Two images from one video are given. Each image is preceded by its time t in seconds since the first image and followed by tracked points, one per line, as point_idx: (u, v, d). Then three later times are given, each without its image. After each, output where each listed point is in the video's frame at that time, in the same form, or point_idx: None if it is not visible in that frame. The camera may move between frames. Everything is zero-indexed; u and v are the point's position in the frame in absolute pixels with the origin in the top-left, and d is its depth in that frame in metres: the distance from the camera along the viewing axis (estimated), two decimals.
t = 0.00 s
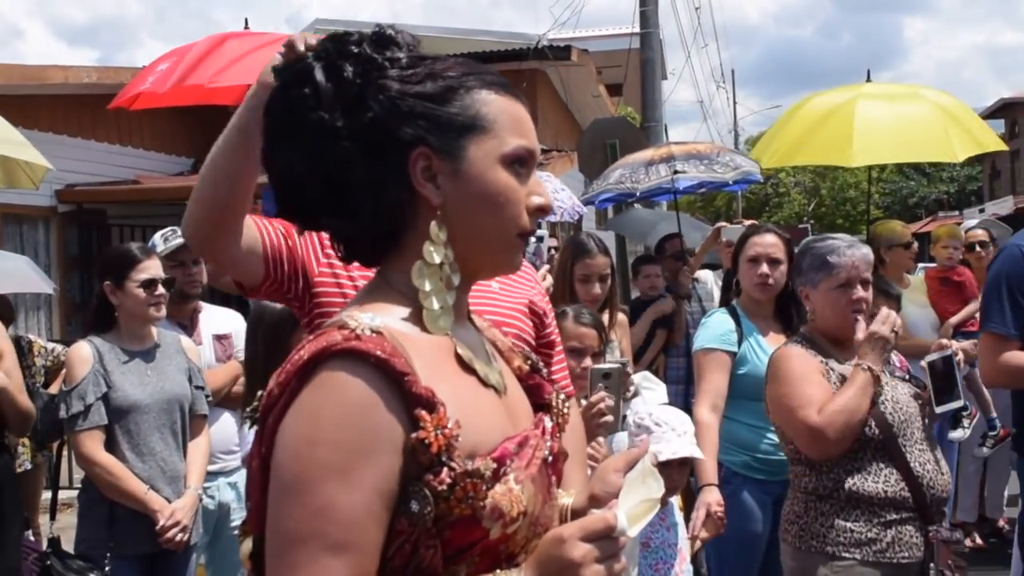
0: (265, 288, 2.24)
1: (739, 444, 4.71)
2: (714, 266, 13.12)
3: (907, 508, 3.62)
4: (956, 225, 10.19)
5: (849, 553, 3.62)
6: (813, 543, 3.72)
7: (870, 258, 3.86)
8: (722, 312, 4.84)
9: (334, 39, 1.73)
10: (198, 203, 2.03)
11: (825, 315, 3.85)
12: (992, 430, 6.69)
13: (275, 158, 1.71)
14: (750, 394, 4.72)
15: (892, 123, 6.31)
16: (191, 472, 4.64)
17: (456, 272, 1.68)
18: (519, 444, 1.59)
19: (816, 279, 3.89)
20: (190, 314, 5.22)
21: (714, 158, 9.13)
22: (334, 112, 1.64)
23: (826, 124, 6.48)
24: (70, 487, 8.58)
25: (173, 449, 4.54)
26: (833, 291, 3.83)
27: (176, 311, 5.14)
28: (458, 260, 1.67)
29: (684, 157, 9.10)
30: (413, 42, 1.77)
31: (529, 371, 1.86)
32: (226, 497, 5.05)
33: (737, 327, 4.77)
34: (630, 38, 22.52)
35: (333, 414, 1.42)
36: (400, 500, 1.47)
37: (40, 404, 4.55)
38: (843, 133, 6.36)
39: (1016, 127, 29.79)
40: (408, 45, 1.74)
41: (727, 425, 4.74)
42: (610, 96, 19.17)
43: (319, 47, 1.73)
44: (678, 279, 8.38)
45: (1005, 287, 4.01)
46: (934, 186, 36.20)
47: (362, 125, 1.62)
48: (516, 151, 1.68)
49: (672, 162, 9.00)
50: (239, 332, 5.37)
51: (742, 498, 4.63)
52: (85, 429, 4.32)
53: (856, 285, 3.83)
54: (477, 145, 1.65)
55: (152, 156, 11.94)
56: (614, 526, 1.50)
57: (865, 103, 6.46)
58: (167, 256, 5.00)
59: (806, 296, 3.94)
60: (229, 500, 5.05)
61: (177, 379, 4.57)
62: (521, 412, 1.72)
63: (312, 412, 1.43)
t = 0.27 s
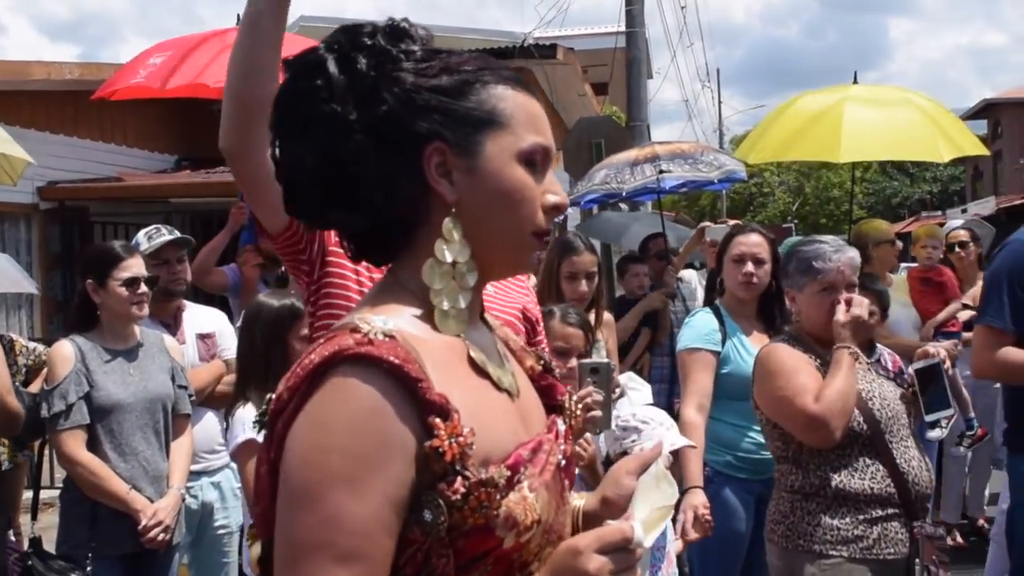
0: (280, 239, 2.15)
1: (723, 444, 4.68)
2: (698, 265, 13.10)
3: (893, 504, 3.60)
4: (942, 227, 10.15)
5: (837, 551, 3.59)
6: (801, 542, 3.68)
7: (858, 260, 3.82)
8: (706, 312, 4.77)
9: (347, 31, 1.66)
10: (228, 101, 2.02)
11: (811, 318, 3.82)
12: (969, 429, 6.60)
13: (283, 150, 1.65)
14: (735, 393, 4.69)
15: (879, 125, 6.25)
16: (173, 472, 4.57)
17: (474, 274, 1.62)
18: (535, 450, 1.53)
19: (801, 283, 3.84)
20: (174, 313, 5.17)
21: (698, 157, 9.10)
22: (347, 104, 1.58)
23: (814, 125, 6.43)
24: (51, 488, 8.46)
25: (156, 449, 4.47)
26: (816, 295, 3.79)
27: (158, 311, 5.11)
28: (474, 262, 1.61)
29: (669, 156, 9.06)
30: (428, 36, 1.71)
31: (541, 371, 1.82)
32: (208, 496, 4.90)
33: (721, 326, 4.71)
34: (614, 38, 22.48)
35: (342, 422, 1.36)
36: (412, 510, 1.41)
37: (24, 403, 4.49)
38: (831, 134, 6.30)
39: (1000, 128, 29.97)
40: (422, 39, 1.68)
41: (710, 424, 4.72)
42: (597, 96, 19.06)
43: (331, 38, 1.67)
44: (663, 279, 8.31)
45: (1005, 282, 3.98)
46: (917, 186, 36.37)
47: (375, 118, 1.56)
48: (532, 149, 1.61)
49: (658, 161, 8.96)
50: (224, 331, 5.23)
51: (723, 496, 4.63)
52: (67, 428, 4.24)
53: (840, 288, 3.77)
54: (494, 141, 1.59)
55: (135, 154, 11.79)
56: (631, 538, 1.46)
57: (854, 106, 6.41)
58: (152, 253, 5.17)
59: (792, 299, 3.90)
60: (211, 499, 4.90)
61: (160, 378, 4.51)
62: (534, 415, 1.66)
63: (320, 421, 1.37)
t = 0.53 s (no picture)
0: (272, 221, 2.01)
1: (701, 439, 4.61)
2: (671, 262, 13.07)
3: (868, 498, 3.54)
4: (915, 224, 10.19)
5: (815, 547, 3.52)
6: (778, 539, 3.59)
7: (830, 257, 3.80)
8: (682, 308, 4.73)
9: (360, 18, 1.53)
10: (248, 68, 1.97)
11: (783, 311, 3.78)
12: (941, 424, 6.44)
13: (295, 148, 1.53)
14: (711, 390, 4.62)
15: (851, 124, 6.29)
16: (147, 469, 4.41)
17: (508, 267, 1.52)
18: (568, 449, 1.45)
19: (774, 273, 3.83)
20: (147, 310, 4.98)
21: (676, 154, 9.08)
22: (366, 97, 1.46)
23: (788, 127, 6.45)
24: (20, 486, 8.26)
25: (129, 445, 4.35)
26: (790, 287, 3.77)
27: (131, 305, 4.92)
28: (509, 260, 1.52)
29: (647, 153, 8.99)
30: (443, 21, 1.58)
31: (569, 366, 1.75)
32: (183, 493, 4.71)
33: (697, 323, 4.68)
34: (590, 35, 22.40)
35: (372, 425, 1.27)
36: (446, 514, 1.33)
37: None
38: (806, 135, 6.32)
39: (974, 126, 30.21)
40: (439, 24, 1.55)
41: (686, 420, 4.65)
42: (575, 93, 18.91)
43: (342, 26, 1.54)
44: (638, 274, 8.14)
45: (990, 273, 3.75)
46: (890, 184, 36.60)
47: (396, 111, 1.45)
48: (558, 136, 1.51)
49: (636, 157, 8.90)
50: (200, 326, 5.06)
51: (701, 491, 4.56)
52: (40, 425, 4.14)
53: (815, 281, 3.77)
54: (518, 132, 1.49)
55: (108, 149, 11.54)
56: (676, 541, 1.39)
57: (826, 106, 6.44)
58: (124, 249, 4.90)
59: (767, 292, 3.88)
60: (186, 497, 4.71)
61: (133, 373, 4.39)
62: (565, 411, 1.59)
63: (348, 426, 1.28)
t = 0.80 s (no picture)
0: (242, 211, 2.14)
1: (665, 430, 4.47)
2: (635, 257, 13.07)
3: (833, 492, 3.46)
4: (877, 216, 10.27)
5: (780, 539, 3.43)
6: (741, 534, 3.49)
7: (806, 245, 3.69)
8: (644, 301, 4.68)
9: None
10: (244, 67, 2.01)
11: (764, 302, 3.63)
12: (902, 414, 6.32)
13: (308, 133, 1.48)
14: (672, 380, 4.52)
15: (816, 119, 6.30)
16: (107, 464, 4.29)
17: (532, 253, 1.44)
18: (597, 436, 1.39)
19: (755, 263, 3.69)
20: (107, 304, 4.80)
21: (644, 148, 9.15)
22: (378, 79, 1.40)
23: (753, 124, 6.46)
24: None
25: (89, 440, 4.22)
26: (772, 276, 3.63)
27: (89, 300, 4.76)
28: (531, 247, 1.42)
29: (614, 145, 8.99)
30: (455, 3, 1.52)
31: (588, 355, 1.67)
32: (145, 489, 4.58)
33: (660, 315, 4.62)
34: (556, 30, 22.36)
35: (395, 418, 1.21)
36: (475, 507, 1.27)
37: None
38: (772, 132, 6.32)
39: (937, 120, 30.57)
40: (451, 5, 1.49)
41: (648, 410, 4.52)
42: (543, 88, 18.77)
43: (352, 8, 1.48)
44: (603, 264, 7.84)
45: (948, 264, 3.72)
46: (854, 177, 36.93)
47: (410, 93, 1.38)
48: (578, 117, 1.44)
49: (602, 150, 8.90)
50: (161, 320, 4.84)
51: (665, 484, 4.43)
52: None
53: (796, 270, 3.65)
54: (535, 110, 1.42)
55: (70, 142, 11.30)
56: (718, 524, 1.39)
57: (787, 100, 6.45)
58: (82, 243, 4.79)
59: (743, 282, 3.73)
60: (148, 492, 4.58)
61: (92, 367, 4.26)
62: (590, 401, 1.53)
63: (370, 419, 1.21)
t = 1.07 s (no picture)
0: (187, 199, 2.21)
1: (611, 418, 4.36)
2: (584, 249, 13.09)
3: (789, 480, 3.46)
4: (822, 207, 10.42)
5: (735, 526, 3.43)
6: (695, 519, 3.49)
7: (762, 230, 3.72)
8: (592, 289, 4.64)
9: None
10: (182, 45, 2.03)
11: (726, 288, 3.59)
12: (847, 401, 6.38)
13: (294, 103, 1.45)
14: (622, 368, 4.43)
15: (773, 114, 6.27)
16: (50, 460, 4.17)
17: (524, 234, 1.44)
18: (584, 424, 1.38)
19: (722, 247, 3.64)
20: (51, 296, 4.68)
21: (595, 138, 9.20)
22: (374, 46, 1.37)
23: (712, 119, 6.44)
24: None
25: (32, 434, 4.06)
26: (734, 258, 3.61)
27: (33, 293, 4.63)
28: (524, 228, 1.43)
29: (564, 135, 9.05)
30: None
31: (561, 340, 1.63)
32: (91, 482, 4.47)
33: (608, 303, 4.59)
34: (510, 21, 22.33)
35: (392, 405, 1.19)
36: (469, 497, 1.25)
37: None
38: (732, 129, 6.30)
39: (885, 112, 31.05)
40: None
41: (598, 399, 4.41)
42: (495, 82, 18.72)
43: None
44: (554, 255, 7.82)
45: (885, 255, 3.90)
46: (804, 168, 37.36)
47: (409, 64, 1.37)
48: (573, 97, 1.46)
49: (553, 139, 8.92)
50: (106, 312, 4.74)
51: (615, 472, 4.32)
52: None
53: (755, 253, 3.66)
54: (532, 89, 1.43)
55: (16, 131, 11.02)
56: (719, 505, 1.32)
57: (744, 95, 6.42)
58: (24, 233, 4.60)
59: (704, 265, 3.67)
60: (94, 486, 4.48)
61: (35, 360, 4.12)
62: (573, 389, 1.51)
63: (366, 406, 1.19)
